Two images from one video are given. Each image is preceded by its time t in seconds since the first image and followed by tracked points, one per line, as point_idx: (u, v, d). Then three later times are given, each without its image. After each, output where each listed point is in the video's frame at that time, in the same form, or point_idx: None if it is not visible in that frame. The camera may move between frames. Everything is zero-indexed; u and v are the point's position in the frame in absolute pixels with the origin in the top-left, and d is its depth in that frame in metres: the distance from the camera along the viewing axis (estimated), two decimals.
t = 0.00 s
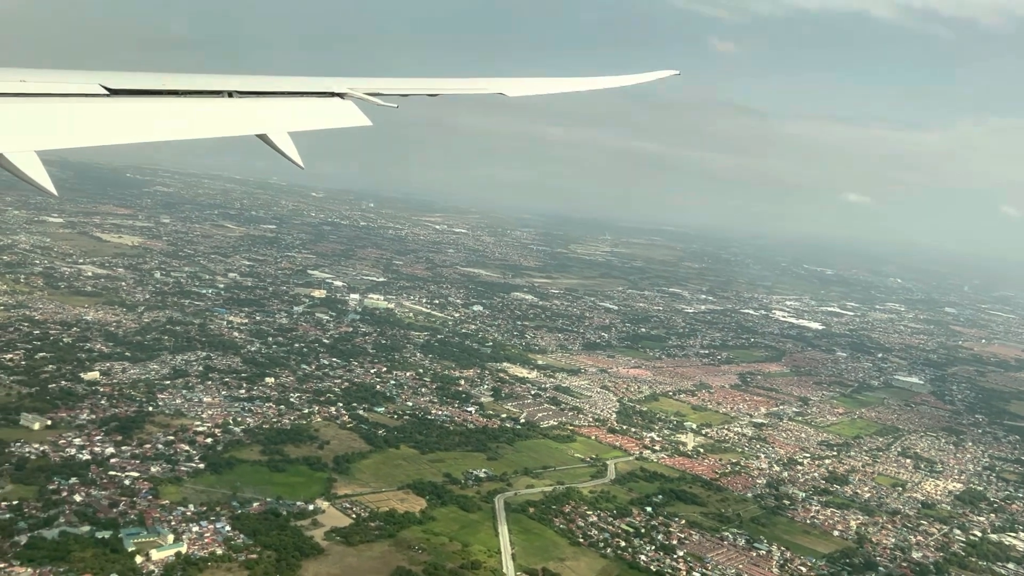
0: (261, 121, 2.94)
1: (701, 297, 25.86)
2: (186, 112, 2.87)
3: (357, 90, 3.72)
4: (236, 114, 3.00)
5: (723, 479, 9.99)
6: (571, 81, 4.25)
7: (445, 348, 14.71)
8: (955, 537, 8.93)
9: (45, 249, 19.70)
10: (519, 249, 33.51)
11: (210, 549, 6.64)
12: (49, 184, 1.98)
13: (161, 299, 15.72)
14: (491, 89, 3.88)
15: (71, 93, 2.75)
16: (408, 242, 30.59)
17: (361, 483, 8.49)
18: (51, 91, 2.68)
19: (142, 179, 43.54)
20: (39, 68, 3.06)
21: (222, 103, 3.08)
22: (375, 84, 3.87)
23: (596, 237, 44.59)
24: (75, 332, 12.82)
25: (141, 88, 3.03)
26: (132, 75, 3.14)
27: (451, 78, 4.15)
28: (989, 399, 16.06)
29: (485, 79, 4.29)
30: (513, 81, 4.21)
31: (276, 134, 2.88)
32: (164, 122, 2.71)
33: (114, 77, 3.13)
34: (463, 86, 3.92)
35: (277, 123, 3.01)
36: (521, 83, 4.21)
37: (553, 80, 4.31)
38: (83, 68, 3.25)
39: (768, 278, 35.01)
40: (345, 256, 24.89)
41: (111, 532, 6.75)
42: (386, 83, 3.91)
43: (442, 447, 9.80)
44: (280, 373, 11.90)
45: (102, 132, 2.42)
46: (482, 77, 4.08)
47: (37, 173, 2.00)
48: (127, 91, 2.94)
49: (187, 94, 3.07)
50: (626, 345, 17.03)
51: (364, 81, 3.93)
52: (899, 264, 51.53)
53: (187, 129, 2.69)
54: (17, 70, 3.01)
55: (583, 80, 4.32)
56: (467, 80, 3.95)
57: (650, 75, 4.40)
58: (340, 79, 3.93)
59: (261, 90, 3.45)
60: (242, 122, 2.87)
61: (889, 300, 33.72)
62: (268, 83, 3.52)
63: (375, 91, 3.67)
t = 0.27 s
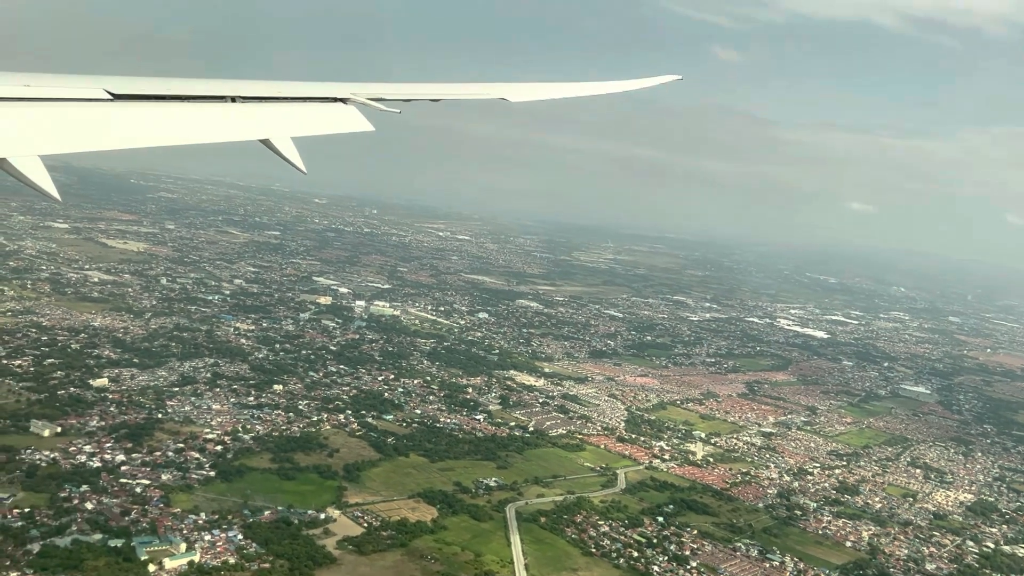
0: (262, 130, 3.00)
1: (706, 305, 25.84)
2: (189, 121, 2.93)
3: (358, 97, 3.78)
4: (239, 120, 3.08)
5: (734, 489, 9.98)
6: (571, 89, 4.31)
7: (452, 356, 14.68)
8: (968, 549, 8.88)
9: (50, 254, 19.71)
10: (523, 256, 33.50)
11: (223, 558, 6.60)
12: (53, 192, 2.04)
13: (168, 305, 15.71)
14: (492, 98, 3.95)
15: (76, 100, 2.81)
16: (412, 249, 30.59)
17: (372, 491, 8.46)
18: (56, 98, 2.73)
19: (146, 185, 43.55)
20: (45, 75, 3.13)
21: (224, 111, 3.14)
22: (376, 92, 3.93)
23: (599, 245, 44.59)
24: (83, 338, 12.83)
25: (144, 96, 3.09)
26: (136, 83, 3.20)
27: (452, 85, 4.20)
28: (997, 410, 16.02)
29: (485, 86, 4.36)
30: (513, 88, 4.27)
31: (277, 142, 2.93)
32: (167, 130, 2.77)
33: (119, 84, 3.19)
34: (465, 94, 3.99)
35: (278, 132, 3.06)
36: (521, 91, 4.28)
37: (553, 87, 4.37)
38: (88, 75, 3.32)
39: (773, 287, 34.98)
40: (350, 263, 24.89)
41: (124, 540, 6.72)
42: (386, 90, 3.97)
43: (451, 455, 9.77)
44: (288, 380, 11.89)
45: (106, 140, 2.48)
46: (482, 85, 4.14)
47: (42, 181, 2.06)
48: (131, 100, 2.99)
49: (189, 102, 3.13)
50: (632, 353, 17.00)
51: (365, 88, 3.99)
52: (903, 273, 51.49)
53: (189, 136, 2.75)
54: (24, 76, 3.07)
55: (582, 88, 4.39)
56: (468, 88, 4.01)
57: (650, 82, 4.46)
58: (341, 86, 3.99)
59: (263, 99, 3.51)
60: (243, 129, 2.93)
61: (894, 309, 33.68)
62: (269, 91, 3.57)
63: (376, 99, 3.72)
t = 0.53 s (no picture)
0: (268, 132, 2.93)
1: (711, 313, 25.86)
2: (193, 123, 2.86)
3: (362, 101, 3.74)
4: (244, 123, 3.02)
5: (745, 498, 9.97)
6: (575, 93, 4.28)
7: (459, 363, 14.67)
8: (982, 559, 8.84)
9: (57, 261, 19.76)
10: (527, 263, 33.56)
11: (236, 567, 6.56)
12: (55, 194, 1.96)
13: (175, 312, 15.72)
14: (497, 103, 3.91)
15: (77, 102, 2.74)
16: (417, 255, 30.67)
17: (383, 500, 8.43)
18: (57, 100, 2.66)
19: (150, 191, 43.70)
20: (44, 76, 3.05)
21: (229, 114, 3.07)
22: (379, 95, 3.88)
23: (602, 252, 44.73)
24: (91, 345, 12.84)
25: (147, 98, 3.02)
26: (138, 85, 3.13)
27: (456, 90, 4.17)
28: (1005, 418, 16.01)
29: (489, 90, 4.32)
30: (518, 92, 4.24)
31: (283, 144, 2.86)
32: (171, 133, 2.70)
33: (121, 86, 3.12)
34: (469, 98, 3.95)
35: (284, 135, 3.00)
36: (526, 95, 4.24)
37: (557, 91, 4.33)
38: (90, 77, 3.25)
39: (776, 294, 35.02)
40: (355, 269, 24.94)
41: (137, 549, 6.70)
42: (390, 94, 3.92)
43: (461, 463, 9.73)
44: (297, 387, 11.86)
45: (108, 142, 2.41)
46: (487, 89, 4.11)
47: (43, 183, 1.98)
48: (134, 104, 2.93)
49: (193, 105, 3.06)
50: (639, 361, 16.99)
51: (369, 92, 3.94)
52: (905, 281, 51.57)
53: (194, 138, 2.68)
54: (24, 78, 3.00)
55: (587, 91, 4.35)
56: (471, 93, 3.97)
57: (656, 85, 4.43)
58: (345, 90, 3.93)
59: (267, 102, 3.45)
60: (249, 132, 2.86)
61: (897, 317, 33.74)
62: (273, 94, 3.51)
63: (380, 102, 3.67)
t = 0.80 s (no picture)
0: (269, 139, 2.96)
1: (716, 320, 25.85)
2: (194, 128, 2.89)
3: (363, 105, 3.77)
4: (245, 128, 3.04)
5: (757, 507, 9.97)
6: (574, 99, 4.35)
7: (467, 370, 14.65)
8: (996, 568, 8.79)
9: (63, 267, 19.78)
10: (531, 270, 33.57)
11: None
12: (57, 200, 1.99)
13: (182, 318, 15.72)
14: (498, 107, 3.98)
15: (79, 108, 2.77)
16: (421, 262, 30.69)
17: (395, 508, 8.41)
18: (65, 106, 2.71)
19: (154, 197, 43.75)
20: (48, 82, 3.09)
21: (228, 119, 3.10)
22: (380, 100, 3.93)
23: (605, 258, 44.73)
24: (99, 352, 12.84)
25: (149, 104, 3.05)
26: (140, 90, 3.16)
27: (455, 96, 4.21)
28: (1013, 426, 15.97)
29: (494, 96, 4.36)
30: (518, 98, 4.30)
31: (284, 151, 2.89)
32: (171, 138, 2.73)
33: (125, 93, 3.15)
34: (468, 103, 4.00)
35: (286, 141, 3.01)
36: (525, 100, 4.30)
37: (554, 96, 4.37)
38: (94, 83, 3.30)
39: (780, 301, 35.01)
40: (360, 276, 24.95)
41: (152, 558, 6.68)
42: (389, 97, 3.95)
43: (472, 471, 9.70)
44: (306, 394, 11.84)
45: (110, 148, 2.44)
46: (488, 95, 4.17)
47: (45, 191, 2.02)
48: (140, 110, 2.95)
49: (194, 110, 3.10)
50: (646, 368, 16.96)
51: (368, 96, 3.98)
52: (909, 288, 51.57)
53: (195, 144, 2.71)
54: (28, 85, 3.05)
55: (587, 98, 4.43)
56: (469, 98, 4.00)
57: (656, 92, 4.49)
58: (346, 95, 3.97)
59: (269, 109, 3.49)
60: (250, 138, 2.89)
61: (902, 324, 33.72)
62: (275, 101, 3.55)
63: (383, 107, 3.72)
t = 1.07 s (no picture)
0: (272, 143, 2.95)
1: (721, 324, 25.83)
2: (197, 132, 2.88)
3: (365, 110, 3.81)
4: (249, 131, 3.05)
5: (769, 513, 9.95)
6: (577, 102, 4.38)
7: (475, 376, 14.63)
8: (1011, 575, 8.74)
9: (70, 272, 19.81)
10: (536, 274, 33.58)
11: None
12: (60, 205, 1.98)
13: (189, 323, 15.72)
14: (504, 113, 3.99)
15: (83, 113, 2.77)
16: (426, 266, 30.71)
17: (408, 515, 8.39)
18: (70, 110, 2.71)
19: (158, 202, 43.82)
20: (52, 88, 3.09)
21: (230, 123, 3.11)
22: (384, 105, 3.94)
23: (609, 263, 44.75)
24: (108, 357, 12.84)
25: (152, 109, 3.05)
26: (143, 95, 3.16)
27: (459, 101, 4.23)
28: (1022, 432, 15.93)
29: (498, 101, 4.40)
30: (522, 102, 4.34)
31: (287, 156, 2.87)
32: (174, 142, 2.72)
33: (127, 98, 3.16)
34: (473, 109, 4.02)
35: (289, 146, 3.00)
36: (529, 105, 4.32)
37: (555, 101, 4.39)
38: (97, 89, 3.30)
39: (785, 306, 34.99)
40: (365, 281, 24.96)
41: (166, 565, 6.66)
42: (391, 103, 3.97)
43: (483, 478, 9.68)
44: (315, 400, 11.84)
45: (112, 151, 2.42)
46: (494, 101, 4.20)
47: (50, 196, 2.01)
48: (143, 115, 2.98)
49: (197, 115, 3.09)
50: (653, 373, 16.93)
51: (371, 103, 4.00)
52: (913, 292, 51.52)
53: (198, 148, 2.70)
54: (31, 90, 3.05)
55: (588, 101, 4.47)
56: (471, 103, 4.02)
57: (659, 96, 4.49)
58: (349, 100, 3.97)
59: (275, 115, 3.50)
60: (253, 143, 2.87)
61: (907, 329, 33.69)
62: (277, 105, 3.57)
63: (387, 112, 3.75)
